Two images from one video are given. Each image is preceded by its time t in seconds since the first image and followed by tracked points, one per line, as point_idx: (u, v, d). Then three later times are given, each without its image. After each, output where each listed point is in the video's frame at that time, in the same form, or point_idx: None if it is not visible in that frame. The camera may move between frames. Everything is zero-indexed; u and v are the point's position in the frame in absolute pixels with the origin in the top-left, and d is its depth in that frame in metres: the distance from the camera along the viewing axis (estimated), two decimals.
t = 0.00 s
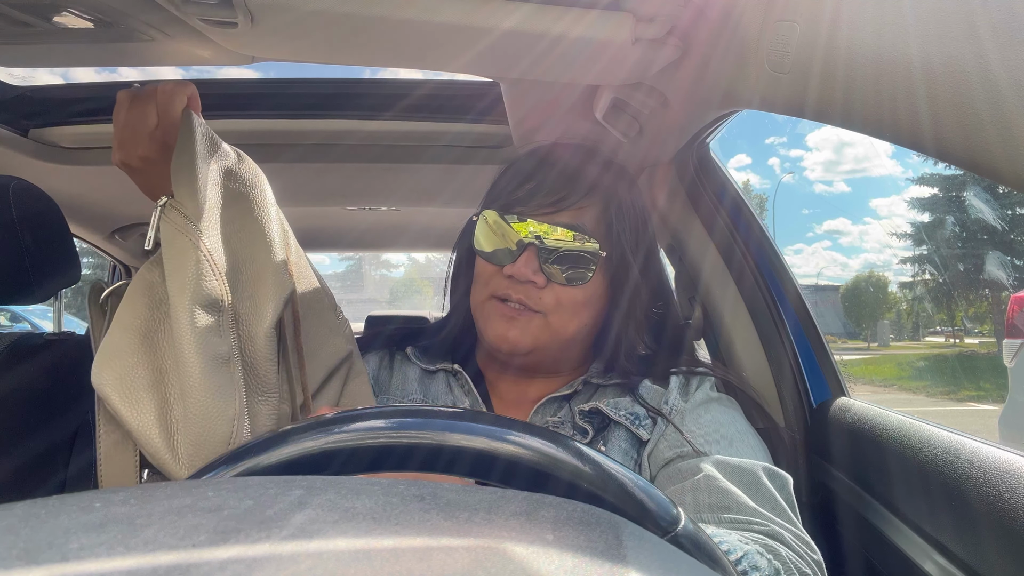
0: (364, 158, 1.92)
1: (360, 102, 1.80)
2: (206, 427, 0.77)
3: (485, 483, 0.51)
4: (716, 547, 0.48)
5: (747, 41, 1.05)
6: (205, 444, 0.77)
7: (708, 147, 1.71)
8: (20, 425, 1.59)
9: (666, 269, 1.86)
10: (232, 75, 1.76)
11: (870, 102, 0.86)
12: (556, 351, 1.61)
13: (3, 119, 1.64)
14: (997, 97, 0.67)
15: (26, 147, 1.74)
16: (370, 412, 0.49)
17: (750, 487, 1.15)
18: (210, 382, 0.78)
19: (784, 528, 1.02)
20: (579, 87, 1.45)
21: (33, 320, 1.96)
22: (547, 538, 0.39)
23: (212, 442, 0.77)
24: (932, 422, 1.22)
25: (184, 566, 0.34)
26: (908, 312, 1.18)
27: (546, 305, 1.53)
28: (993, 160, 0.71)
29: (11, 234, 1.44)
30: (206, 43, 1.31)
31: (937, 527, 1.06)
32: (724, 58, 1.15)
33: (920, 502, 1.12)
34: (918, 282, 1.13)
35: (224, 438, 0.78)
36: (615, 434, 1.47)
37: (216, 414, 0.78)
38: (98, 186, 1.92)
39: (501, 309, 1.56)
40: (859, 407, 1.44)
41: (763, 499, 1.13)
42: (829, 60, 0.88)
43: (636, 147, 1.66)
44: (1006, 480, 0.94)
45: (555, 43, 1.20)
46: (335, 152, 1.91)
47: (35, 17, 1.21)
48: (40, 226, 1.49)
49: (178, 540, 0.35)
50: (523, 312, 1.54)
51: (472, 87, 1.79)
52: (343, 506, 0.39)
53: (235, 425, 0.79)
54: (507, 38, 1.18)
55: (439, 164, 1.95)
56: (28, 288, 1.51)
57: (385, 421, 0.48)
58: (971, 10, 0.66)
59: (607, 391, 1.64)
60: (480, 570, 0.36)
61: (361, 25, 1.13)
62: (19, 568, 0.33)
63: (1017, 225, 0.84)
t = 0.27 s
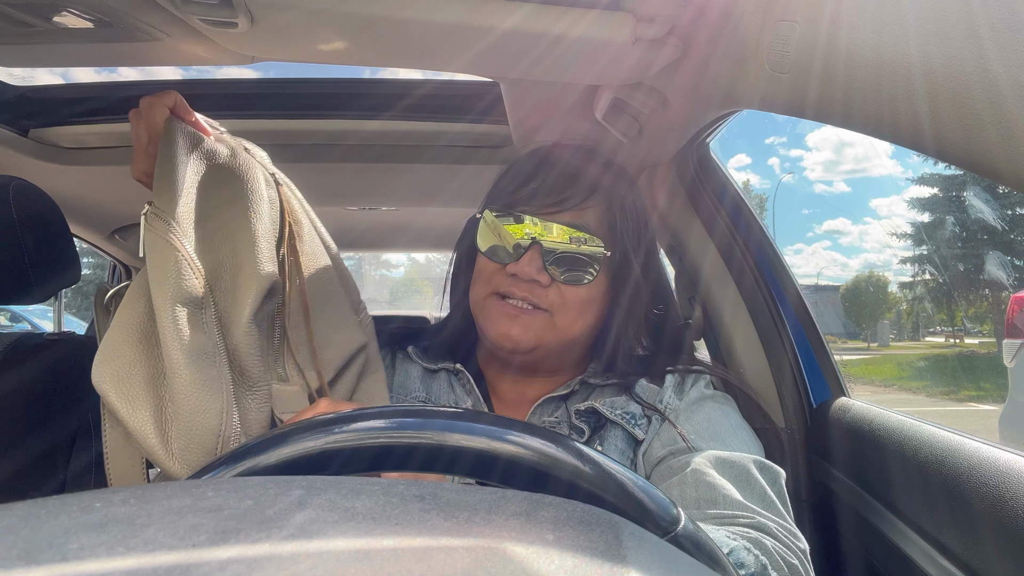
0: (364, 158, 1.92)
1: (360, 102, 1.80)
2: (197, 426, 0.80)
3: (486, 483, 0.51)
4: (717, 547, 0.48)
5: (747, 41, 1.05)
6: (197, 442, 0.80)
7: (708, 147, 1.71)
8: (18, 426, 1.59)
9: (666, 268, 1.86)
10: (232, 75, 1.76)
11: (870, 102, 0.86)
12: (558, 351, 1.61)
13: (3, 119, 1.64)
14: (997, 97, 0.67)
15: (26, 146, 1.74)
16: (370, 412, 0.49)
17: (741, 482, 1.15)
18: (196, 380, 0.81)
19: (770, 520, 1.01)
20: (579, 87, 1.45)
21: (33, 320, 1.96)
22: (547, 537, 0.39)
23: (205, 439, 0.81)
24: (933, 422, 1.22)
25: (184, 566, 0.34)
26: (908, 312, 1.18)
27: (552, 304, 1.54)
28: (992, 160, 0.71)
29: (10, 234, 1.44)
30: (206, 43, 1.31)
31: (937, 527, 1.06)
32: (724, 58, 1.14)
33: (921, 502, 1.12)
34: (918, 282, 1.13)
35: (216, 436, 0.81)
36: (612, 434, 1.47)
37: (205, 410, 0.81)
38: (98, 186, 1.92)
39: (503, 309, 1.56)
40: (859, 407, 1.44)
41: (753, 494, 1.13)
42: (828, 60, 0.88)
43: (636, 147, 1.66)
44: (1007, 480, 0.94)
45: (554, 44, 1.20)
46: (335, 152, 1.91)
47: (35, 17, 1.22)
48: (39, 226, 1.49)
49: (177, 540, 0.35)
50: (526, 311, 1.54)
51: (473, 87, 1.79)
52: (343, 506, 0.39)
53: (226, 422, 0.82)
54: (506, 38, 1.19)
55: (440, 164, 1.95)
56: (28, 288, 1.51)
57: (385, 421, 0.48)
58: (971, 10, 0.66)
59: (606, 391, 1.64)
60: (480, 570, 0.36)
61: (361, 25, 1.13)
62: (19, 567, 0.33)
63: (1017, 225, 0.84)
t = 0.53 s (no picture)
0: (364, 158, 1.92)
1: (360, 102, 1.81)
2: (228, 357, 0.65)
3: (486, 483, 0.51)
4: (717, 548, 0.48)
5: (747, 41, 1.05)
6: (231, 372, 0.65)
7: (708, 147, 1.72)
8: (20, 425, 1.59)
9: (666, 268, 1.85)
10: (232, 75, 1.76)
11: (870, 102, 0.86)
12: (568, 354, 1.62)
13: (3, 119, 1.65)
14: (996, 97, 0.67)
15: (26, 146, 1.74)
16: (369, 412, 0.49)
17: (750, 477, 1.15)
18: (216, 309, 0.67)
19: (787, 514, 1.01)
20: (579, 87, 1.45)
21: (33, 320, 1.96)
22: (547, 537, 0.39)
23: (243, 372, 0.65)
24: (933, 422, 1.22)
25: (183, 565, 0.34)
26: (907, 312, 1.18)
27: (570, 304, 1.56)
28: (992, 160, 0.72)
29: (10, 234, 1.44)
30: (206, 43, 1.31)
31: (937, 526, 1.06)
32: (724, 58, 1.14)
33: (921, 500, 1.12)
34: (918, 282, 1.13)
35: (253, 363, 0.65)
36: (616, 435, 1.46)
37: (231, 334, 0.66)
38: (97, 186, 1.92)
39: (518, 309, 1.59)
40: (859, 407, 1.44)
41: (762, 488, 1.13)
42: (828, 60, 0.88)
43: (636, 146, 1.66)
44: (1007, 480, 0.94)
45: (555, 43, 1.20)
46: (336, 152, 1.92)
47: (36, 17, 1.23)
48: (39, 226, 1.49)
49: (177, 540, 0.35)
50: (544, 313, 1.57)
51: (473, 87, 1.79)
52: (343, 506, 0.39)
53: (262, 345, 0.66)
54: (507, 37, 1.19)
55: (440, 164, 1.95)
56: (27, 288, 1.50)
57: (384, 421, 0.48)
58: (971, 10, 0.66)
59: (607, 392, 1.64)
60: (480, 570, 0.36)
61: (361, 24, 1.13)
62: (19, 567, 0.33)
63: (1017, 226, 0.85)
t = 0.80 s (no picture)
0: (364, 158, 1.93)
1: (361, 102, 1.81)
2: (415, 313, 0.49)
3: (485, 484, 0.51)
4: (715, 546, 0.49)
5: (747, 41, 1.05)
6: (428, 317, 0.49)
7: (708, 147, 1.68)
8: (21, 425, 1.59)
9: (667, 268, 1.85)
10: (232, 75, 1.76)
11: (870, 102, 0.86)
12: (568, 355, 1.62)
13: (4, 119, 1.65)
14: (996, 97, 0.67)
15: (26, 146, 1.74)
16: (369, 412, 0.49)
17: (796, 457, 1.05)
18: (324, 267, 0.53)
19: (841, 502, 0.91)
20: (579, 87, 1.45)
21: (33, 320, 1.96)
22: (547, 537, 0.39)
23: (439, 306, 0.48)
24: (932, 422, 1.21)
25: (183, 566, 0.34)
26: (907, 312, 1.15)
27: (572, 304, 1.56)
28: (992, 160, 0.72)
29: (11, 234, 1.44)
30: (206, 43, 1.31)
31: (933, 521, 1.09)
32: (724, 58, 1.14)
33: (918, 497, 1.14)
34: (918, 282, 1.10)
35: (445, 291, 0.49)
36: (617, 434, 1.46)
37: (378, 277, 0.50)
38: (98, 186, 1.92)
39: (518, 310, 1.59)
40: (859, 406, 1.44)
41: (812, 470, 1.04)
42: (829, 60, 0.88)
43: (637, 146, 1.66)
44: (1007, 479, 0.96)
45: (555, 43, 1.20)
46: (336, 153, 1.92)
47: (36, 17, 1.23)
48: (40, 227, 1.50)
49: (177, 540, 0.35)
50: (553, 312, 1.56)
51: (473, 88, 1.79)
52: (343, 506, 0.39)
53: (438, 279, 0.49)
54: (506, 37, 1.18)
55: (440, 164, 1.95)
56: (28, 288, 1.50)
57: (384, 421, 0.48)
58: (971, 10, 0.65)
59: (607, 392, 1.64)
60: (480, 570, 0.36)
61: (361, 24, 1.13)
62: (18, 568, 0.33)
63: (1017, 226, 0.85)
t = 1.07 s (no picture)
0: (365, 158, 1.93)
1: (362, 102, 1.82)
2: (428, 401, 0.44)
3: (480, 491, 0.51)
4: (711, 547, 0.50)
5: (747, 41, 1.05)
6: (444, 414, 0.44)
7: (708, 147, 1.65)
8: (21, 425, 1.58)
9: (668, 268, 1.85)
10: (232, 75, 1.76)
11: (870, 102, 0.86)
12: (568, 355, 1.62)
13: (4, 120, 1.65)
14: (996, 96, 0.67)
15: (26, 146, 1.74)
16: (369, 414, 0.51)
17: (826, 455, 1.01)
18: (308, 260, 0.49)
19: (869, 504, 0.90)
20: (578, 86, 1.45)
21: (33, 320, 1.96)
22: (547, 537, 0.39)
23: (451, 397, 0.43)
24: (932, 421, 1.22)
25: (184, 565, 0.34)
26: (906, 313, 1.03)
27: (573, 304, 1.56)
28: (993, 159, 0.72)
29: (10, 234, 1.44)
30: (205, 43, 1.31)
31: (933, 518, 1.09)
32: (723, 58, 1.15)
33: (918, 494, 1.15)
34: (918, 282, 1.04)
35: (454, 381, 0.44)
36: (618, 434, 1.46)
37: (364, 358, 0.46)
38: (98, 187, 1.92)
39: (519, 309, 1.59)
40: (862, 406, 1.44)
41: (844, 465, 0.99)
42: (828, 60, 0.88)
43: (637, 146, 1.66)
44: (1008, 478, 0.96)
45: (555, 43, 1.21)
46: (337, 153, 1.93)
47: (36, 18, 1.22)
48: (39, 227, 1.49)
49: (177, 540, 0.35)
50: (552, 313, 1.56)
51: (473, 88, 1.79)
52: (343, 506, 0.39)
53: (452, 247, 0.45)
54: (506, 37, 1.19)
55: (440, 164, 1.96)
56: (28, 288, 1.50)
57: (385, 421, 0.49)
58: (970, 10, 0.65)
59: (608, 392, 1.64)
60: (480, 570, 0.36)
61: (361, 24, 1.13)
62: (20, 568, 0.34)
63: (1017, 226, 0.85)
